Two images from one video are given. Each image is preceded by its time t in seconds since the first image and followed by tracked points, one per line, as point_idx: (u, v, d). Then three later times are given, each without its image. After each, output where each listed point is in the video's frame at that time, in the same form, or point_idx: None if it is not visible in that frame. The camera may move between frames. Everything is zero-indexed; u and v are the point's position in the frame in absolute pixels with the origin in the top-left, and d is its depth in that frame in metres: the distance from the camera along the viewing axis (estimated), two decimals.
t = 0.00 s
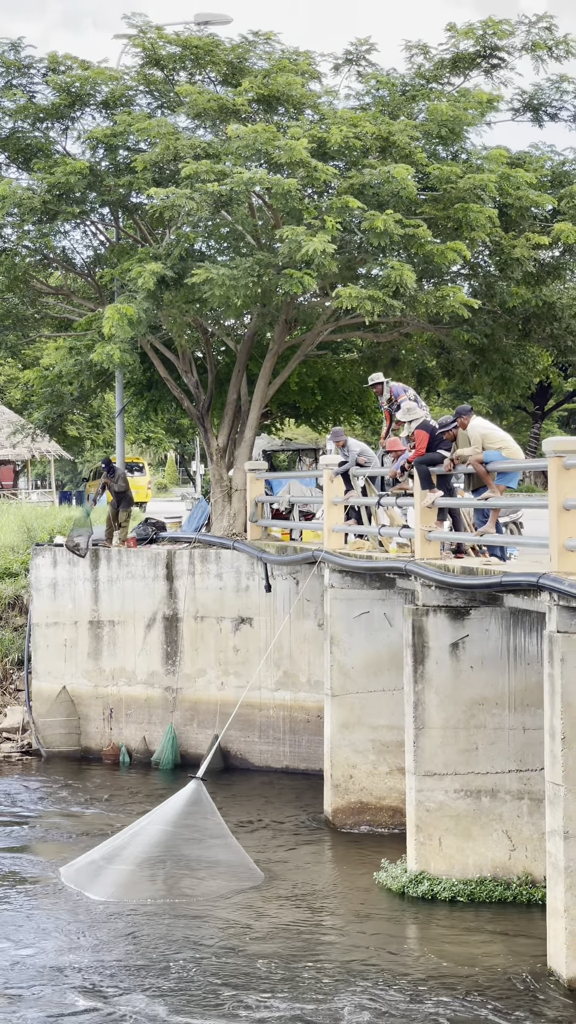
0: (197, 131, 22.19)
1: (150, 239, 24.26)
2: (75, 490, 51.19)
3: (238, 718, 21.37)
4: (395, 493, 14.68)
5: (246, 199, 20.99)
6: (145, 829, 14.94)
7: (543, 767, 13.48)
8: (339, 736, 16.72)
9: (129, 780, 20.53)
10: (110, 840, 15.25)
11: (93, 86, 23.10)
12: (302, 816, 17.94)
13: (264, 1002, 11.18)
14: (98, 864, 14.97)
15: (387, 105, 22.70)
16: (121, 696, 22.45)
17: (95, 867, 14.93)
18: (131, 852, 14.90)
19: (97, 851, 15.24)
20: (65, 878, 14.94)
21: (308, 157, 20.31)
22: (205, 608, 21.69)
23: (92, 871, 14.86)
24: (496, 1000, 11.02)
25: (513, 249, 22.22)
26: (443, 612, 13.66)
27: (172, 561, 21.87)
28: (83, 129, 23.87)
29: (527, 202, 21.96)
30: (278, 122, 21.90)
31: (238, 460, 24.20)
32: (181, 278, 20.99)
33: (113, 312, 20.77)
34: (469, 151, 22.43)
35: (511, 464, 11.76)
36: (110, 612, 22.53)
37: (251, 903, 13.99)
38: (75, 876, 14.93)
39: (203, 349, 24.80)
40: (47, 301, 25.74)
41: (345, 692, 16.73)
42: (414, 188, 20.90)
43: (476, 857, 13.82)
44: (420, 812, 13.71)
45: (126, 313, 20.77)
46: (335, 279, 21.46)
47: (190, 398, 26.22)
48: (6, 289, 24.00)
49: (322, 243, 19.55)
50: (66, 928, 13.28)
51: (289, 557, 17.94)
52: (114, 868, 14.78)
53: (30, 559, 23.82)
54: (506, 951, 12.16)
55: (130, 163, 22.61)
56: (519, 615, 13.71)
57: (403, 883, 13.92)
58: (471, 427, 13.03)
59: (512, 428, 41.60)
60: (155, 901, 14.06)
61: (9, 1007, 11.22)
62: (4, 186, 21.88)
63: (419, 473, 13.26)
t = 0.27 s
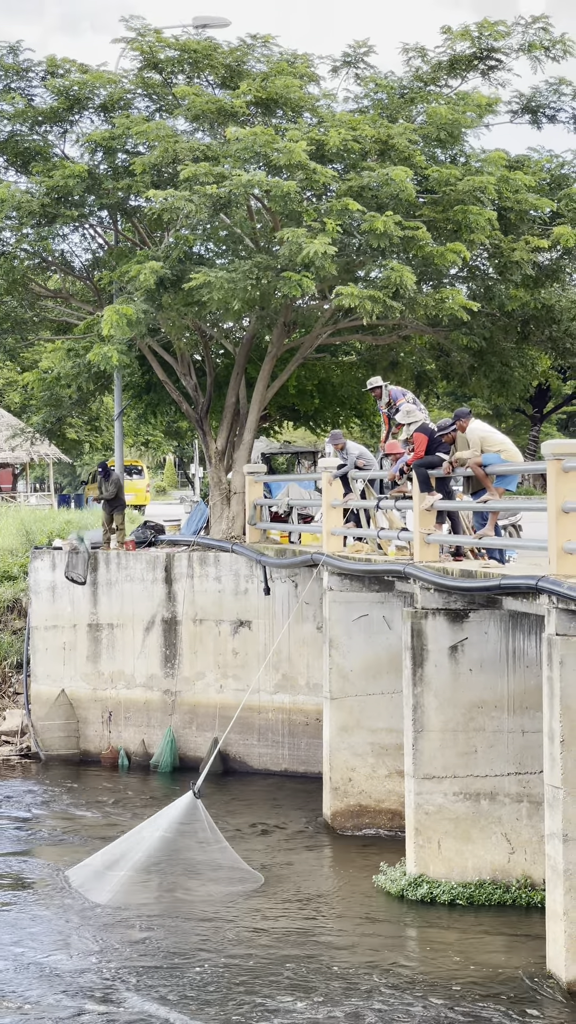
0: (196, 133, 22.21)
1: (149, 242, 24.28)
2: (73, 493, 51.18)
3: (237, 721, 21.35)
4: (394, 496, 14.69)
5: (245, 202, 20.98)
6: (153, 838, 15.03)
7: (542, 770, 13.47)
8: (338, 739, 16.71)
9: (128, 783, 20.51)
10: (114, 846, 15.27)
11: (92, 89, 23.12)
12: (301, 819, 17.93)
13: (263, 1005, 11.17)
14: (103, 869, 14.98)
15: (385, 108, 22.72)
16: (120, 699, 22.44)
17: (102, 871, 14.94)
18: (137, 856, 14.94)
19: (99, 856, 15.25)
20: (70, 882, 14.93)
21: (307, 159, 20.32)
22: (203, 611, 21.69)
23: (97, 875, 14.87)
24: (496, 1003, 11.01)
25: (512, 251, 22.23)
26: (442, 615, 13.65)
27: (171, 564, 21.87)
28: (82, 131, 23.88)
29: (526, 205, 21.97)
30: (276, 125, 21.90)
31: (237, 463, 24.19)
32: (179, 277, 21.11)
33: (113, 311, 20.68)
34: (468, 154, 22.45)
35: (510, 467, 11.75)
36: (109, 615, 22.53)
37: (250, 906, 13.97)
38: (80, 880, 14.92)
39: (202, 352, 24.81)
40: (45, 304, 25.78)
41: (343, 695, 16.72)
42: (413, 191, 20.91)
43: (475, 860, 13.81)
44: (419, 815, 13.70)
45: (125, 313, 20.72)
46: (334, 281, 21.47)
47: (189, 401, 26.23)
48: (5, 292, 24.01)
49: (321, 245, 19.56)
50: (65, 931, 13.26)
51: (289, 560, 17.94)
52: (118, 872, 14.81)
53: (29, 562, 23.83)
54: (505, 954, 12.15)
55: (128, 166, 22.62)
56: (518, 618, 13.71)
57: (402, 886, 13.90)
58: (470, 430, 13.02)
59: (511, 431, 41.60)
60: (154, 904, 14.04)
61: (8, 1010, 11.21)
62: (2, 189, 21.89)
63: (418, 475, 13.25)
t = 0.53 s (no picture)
0: (194, 136, 22.22)
1: (148, 244, 24.29)
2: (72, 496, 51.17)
3: (237, 723, 21.36)
4: (393, 497, 14.70)
5: (244, 204, 20.98)
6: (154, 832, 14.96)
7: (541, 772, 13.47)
8: (337, 740, 16.70)
9: (127, 785, 20.51)
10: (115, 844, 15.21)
11: (90, 92, 23.13)
12: (300, 821, 17.93)
13: (263, 1007, 11.17)
14: (104, 870, 14.94)
15: (384, 110, 22.74)
16: (119, 700, 22.43)
17: (102, 873, 14.90)
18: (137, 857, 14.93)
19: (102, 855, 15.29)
20: (72, 884, 14.87)
21: (306, 161, 20.33)
22: (202, 613, 21.69)
23: (99, 877, 14.83)
24: (495, 1005, 11.01)
25: (511, 253, 22.24)
26: (441, 616, 13.64)
27: (170, 566, 21.88)
28: (80, 134, 23.88)
29: (525, 207, 21.98)
30: (275, 127, 21.90)
31: (236, 465, 24.20)
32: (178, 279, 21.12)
33: (113, 314, 20.71)
34: (467, 156, 22.46)
35: (509, 469, 11.77)
36: (108, 617, 22.53)
37: (250, 908, 13.97)
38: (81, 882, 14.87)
39: (201, 353, 24.83)
40: (44, 307, 25.77)
41: (343, 697, 16.72)
42: (412, 192, 20.92)
43: (474, 862, 13.81)
44: (418, 817, 13.70)
45: (126, 316, 20.73)
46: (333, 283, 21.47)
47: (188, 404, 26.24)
48: (4, 295, 24.01)
49: (320, 246, 19.58)
50: (64, 933, 13.26)
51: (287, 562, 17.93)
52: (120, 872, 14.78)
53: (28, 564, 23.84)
54: (505, 955, 12.16)
55: (127, 169, 22.63)
56: (517, 619, 13.71)
57: (401, 888, 13.88)
58: (469, 432, 13.03)
59: (510, 432, 41.61)
60: (153, 906, 14.04)
61: (7, 1012, 11.20)
62: (1, 191, 21.90)
63: (417, 476, 13.26)
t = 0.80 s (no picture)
0: (194, 136, 22.22)
1: (147, 245, 24.30)
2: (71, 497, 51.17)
3: (236, 724, 21.37)
4: (392, 497, 14.70)
5: (243, 204, 20.98)
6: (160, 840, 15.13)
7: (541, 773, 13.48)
8: (337, 742, 16.71)
9: (126, 786, 20.51)
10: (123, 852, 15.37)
11: (90, 93, 23.13)
12: (299, 822, 17.93)
13: (262, 1008, 11.17)
14: (109, 874, 15.04)
15: (383, 111, 22.75)
16: (118, 702, 22.43)
17: (106, 876, 14.98)
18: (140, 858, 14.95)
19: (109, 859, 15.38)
20: (75, 884, 14.96)
21: (305, 162, 20.33)
22: (202, 614, 21.69)
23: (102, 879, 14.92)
24: (494, 1006, 11.01)
25: (511, 254, 22.24)
26: (440, 617, 13.64)
27: (169, 567, 21.89)
28: (80, 135, 23.88)
29: (525, 208, 21.98)
30: (274, 128, 21.88)
31: (235, 465, 24.20)
32: (179, 282, 21.16)
33: (113, 315, 20.69)
34: (466, 157, 22.47)
35: (508, 469, 11.77)
36: (107, 619, 22.53)
37: (249, 909, 13.97)
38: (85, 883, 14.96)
39: (200, 354, 24.82)
40: (43, 309, 25.77)
41: (342, 698, 16.72)
42: (411, 193, 20.93)
43: (473, 863, 13.81)
44: (417, 818, 13.69)
45: (127, 317, 20.71)
46: (332, 284, 21.48)
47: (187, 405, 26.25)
48: (3, 296, 24.01)
49: (319, 245, 19.58)
50: (64, 934, 13.26)
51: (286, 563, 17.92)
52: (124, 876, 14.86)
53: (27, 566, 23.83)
54: (503, 957, 12.15)
55: (126, 170, 22.64)
56: (516, 620, 13.72)
57: (400, 889, 13.85)
58: (468, 433, 13.04)
59: (509, 434, 41.61)
60: (152, 907, 14.02)
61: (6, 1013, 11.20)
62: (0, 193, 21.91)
63: (417, 476, 13.27)
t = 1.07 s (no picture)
0: (193, 137, 22.23)
1: (146, 246, 24.30)
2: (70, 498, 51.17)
3: (236, 724, 21.38)
4: (392, 497, 14.70)
5: (243, 205, 20.98)
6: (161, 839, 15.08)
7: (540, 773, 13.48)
8: (336, 742, 16.71)
9: (126, 787, 20.51)
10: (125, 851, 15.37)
11: (89, 93, 23.14)
12: (299, 822, 17.94)
13: (261, 1008, 11.18)
14: (110, 874, 15.05)
15: (383, 112, 22.75)
16: (118, 702, 22.42)
17: (108, 876, 15.00)
18: (140, 858, 14.96)
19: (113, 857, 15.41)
20: (77, 884, 15.00)
21: (305, 163, 20.33)
22: (202, 614, 21.69)
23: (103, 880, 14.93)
24: (493, 1006, 11.02)
25: (510, 255, 22.25)
26: (440, 618, 13.65)
27: (169, 568, 21.88)
28: (79, 135, 23.89)
29: (524, 208, 21.99)
30: (273, 129, 21.88)
31: (235, 466, 24.20)
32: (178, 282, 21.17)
33: (115, 320, 20.71)
34: (466, 157, 22.47)
35: (508, 469, 11.77)
36: (107, 619, 22.52)
37: (248, 909, 13.98)
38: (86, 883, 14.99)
39: (199, 354, 24.81)
40: (42, 309, 25.77)
41: (341, 699, 16.72)
42: (411, 193, 20.93)
43: (473, 863, 13.81)
44: (417, 819, 13.69)
45: (128, 321, 20.73)
46: (331, 284, 21.48)
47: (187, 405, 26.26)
48: (3, 297, 24.02)
49: (318, 245, 19.57)
50: (63, 934, 13.26)
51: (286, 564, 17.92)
52: (125, 876, 14.87)
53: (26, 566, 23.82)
54: (503, 957, 12.16)
55: (126, 170, 22.64)
56: (515, 620, 13.72)
57: (399, 889, 13.85)
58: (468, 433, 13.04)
59: (509, 435, 41.60)
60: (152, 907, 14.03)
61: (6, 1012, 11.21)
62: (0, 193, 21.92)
63: (416, 476, 13.26)
